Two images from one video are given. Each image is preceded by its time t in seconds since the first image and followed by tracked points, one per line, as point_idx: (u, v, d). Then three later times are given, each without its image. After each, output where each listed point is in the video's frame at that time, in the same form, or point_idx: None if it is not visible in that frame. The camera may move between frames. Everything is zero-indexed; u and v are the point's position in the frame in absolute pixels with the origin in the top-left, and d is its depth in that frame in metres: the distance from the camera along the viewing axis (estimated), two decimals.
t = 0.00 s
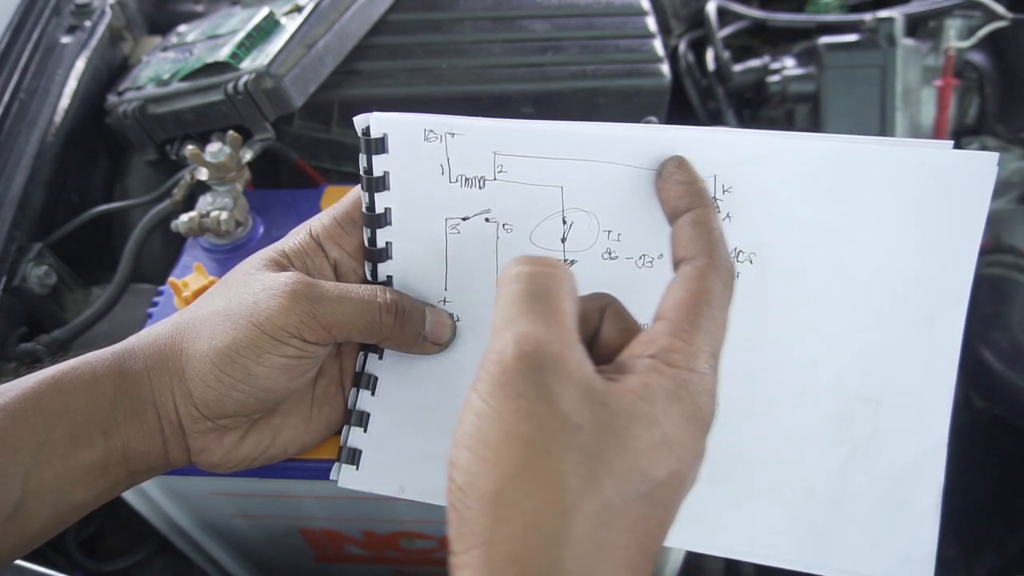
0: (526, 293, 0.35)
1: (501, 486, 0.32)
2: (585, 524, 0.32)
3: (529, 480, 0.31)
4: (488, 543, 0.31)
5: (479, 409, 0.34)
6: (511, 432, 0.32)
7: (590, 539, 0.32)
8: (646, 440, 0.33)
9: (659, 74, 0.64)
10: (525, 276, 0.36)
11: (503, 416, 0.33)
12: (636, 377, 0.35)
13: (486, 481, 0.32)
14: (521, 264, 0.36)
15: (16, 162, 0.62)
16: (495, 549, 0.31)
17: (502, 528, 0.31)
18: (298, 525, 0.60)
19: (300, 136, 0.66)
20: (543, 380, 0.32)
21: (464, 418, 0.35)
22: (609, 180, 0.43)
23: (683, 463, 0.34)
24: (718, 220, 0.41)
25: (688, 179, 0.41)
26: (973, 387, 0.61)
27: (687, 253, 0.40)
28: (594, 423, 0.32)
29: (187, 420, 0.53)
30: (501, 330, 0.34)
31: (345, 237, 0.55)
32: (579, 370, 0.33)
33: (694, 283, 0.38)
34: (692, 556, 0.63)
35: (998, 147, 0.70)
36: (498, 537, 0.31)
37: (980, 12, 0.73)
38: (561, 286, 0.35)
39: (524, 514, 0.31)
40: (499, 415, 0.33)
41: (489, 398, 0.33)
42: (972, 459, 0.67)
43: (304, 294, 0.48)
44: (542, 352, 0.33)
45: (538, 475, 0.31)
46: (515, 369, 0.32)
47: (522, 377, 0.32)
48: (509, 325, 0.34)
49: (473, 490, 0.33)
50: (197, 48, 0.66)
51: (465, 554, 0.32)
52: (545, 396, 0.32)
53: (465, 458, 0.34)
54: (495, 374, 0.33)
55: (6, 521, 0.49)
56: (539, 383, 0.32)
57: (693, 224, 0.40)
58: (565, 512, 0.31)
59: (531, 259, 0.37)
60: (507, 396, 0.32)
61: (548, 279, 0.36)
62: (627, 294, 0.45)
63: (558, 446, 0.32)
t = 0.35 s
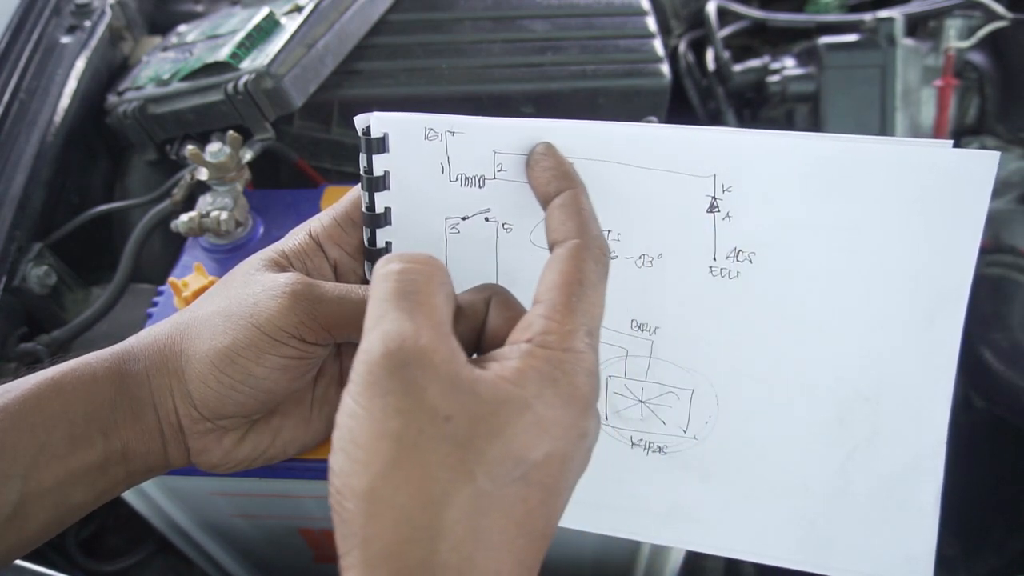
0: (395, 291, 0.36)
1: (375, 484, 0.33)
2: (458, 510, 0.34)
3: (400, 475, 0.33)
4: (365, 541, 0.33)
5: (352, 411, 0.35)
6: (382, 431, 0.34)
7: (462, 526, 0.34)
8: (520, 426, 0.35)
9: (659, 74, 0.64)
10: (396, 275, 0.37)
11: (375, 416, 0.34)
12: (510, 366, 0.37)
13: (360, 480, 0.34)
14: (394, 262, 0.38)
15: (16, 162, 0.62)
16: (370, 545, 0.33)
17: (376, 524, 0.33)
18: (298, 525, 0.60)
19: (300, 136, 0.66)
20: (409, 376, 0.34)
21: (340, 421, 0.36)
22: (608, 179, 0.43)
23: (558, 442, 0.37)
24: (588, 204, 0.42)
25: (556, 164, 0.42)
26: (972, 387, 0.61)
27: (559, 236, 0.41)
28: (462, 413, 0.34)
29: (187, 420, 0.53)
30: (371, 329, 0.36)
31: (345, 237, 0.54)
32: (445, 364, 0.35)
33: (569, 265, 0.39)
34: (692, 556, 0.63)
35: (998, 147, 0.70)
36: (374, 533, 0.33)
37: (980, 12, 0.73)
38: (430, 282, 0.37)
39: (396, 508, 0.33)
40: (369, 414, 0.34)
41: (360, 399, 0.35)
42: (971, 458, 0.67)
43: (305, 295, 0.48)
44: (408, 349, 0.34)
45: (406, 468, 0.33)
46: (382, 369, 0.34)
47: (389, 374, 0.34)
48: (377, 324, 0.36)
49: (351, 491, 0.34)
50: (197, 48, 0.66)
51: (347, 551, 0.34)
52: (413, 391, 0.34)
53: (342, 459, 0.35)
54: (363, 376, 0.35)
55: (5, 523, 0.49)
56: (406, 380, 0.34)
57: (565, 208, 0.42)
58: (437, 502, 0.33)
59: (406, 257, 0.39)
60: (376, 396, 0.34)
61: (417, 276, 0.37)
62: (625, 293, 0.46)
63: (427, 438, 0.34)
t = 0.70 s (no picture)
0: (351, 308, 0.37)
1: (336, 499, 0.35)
2: (420, 519, 0.35)
3: (359, 488, 0.34)
4: (330, 552, 0.35)
5: (312, 427, 0.36)
6: (341, 446, 0.35)
7: (424, 533, 0.35)
8: (480, 434, 0.36)
9: (659, 74, 0.64)
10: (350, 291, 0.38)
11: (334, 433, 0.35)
12: (471, 374, 0.37)
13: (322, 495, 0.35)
14: (349, 277, 0.39)
15: (16, 162, 0.62)
16: (335, 556, 0.35)
17: (340, 536, 0.35)
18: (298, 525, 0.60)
19: (299, 136, 0.66)
20: (366, 393, 0.35)
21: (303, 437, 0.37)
22: (608, 179, 0.43)
23: (521, 447, 0.37)
24: (543, 204, 0.43)
25: (512, 167, 0.42)
26: (972, 387, 0.61)
27: (513, 239, 0.42)
28: (421, 424, 0.35)
29: (187, 420, 0.53)
30: (328, 345, 0.36)
31: (345, 236, 0.54)
32: (402, 377, 0.35)
33: (525, 268, 0.40)
34: (692, 556, 0.63)
35: (998, 147, 0.70)
36: (338, 544, 0.35)
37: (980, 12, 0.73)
38: (386, 297, 0.38)
39: (357, 521, 0.34)
40: (329, 430, 0.35)
41: (320, 415, 0.36)
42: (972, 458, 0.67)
43: (305, 296, 0.49)
44: (363, 366, 0.35)
45: (366, 482, 0.35)
46: (339, 386, 0.35)
47: (346, 390, 0.35)
48: (334, 342, 0.36)
49: (314, 506, 0.35)
50: (197, 48, 0.66)
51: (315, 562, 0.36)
52: (369, 406, 0.35)
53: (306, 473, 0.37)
54: (321, 393, 0.36)
55: (5, 523, 0.49)
56: (363, 397, 0.35)
57: (520, 209, 0.42)
58: (398, 512, 0.35)
59: (364, 272, 0.39)
60: (334, 413, 0.35)
61: (374, 291, 0.38)
62: (625, 294, 0.46)
63: (386, 451, 0.35)
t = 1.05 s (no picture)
0: (334, 352, 0.37)
1: (312, 543, 0.35)
2: (395, 565, 0.35)
3: (334, 534, 0.35)
4: None
5: (292, 470, 0.37)
6: (319, 491, 0.35)
7: None
8: (458, 480, 0.36)
9: (659, 74, 0.64)
10: (332, 336, 0.38)
11: (312, 477, 0.35)
12: (449, 417, 0.37)
13: (299, 538, 0.35)
14: (332, 320, 0.39)
15: (16, 162, 0.62)
16: None
17: None
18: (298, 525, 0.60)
19: (299, 136, 0.66)
20: (344, 438, 0.35)
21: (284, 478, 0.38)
22: (609, 181, 0.43)
23: (498, 491, 0.37)
24: (530, 249, 0.44)
25: (502, 211, 0.44)
26: (971, 387, 0.62)
27: (502, 282, 0.43)
28: (398, 469, 0.35)
29: (187, 420, 0.53)
30: (311, 389, 0.37)
31: (345, 237, 0.54)
32: (380, 423, 0.35)
33: (508, 311, 0.41)
34: (692, 556, 0.63)
35: (998, 146, 0.70)
36: None
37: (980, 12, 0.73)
38: (368, 341, 0.38)
39: (332, 566, 0.35)
40: (307, 474, 0.36)
41: (299, 458, 0.36)
42: (972, 458, 0.67)
43: (306, 296, 0.49)
44: (342, 411, 0.35)
45: (342, 527, 0.35)
46: (319, 431, 0.35)
47: (325, 435, 0.35)
48: (316, 387, 0.36)
49: (292, 548, 0.36)
50: (197, 49, 0.66)
51: None
52: (347, 451, 0.35)
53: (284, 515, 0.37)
54: (301, 436, 0.36)
55: (6, 524, 0.49)
56: (341, 442, 0.35)
57: (508, 255, 0.43)
58: (372, 558, 0.34)
59: (349, 315, 0.39)
60: (313, 457, 0.35)
61: (357, 335, 0.38)
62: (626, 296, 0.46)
63: (361, 497, 0.35)
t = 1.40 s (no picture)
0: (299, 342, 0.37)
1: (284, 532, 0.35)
2: (368, 547, 0.35)
3: (306, 521, 0.35)
4: None
5: (262, 463, 0.36)
6: (288, 480, 0.35)
7: (372, 562, 0.35)
8: (427, 460, 0.36)
9: (659, 74, 0.64)
10: (298, 326, 0.38)
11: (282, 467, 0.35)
12: (416, 400, 0.37)
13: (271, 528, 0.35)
14: (297, 311, 0.39)
15: (16, 162, 0.62)
16: None
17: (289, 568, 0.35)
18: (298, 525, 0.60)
19: (299, 136, 0.66)
20: (310, 426, 0.35)
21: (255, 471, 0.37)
22: (610, 182, 0.43)
23: (470, 470, 0.37)
24: (490, 228, 0.44)
25: (456, 194, 0.44)
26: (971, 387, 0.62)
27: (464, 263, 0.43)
28: (365, 452, 0.35)
29: (187, 421, 0.53)
30: (276, 379, 0.37)
31: (345, 237, 0.54)
32: (345, 408, 0.35)
33: (473, 291, 0.41)
34: (692, 556, 0.63)
35: (998, 147, 0.70)
36: None
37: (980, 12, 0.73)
38: (331, 329, 0.38)
39: (306, 553, 0.35)
40: (276, 463, 0.35)
41: (268, 450, 0.36)
42: (972, 458, 0.67)
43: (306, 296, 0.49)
44: (306, 398, 0.35)
45: (312, 514, 0.35)
46: (286, 420, 0.35)
47: (290, 423, 0.35)
48: (281, 376, 0.36)
49: (263, 539, 0.35)
50: (197, 48, 0.66)
51: None
52: (314, 437, 0.35)
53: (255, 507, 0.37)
54: (269, 427, 0.36)
55: (6, 523, 0.49)
56: (307, 429, 0.35)
57: (467, 236, 0.43)
58: (344, 542, 0.35)
59: (315, 306, 0.40)
60: (282, 446, 0.35)
61: (322, 325, 0.38)
62: (627, 297, 0.46)
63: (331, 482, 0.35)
